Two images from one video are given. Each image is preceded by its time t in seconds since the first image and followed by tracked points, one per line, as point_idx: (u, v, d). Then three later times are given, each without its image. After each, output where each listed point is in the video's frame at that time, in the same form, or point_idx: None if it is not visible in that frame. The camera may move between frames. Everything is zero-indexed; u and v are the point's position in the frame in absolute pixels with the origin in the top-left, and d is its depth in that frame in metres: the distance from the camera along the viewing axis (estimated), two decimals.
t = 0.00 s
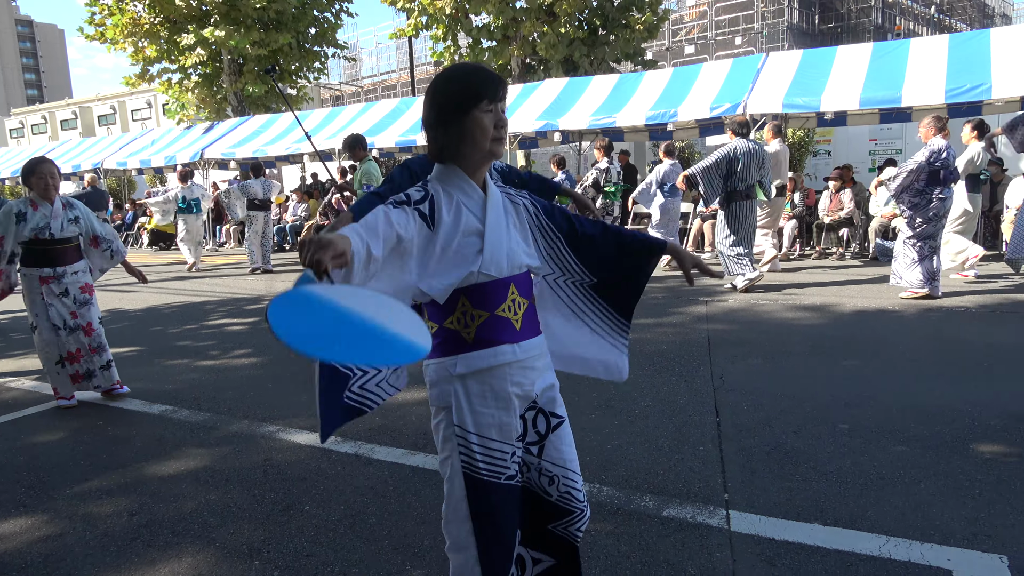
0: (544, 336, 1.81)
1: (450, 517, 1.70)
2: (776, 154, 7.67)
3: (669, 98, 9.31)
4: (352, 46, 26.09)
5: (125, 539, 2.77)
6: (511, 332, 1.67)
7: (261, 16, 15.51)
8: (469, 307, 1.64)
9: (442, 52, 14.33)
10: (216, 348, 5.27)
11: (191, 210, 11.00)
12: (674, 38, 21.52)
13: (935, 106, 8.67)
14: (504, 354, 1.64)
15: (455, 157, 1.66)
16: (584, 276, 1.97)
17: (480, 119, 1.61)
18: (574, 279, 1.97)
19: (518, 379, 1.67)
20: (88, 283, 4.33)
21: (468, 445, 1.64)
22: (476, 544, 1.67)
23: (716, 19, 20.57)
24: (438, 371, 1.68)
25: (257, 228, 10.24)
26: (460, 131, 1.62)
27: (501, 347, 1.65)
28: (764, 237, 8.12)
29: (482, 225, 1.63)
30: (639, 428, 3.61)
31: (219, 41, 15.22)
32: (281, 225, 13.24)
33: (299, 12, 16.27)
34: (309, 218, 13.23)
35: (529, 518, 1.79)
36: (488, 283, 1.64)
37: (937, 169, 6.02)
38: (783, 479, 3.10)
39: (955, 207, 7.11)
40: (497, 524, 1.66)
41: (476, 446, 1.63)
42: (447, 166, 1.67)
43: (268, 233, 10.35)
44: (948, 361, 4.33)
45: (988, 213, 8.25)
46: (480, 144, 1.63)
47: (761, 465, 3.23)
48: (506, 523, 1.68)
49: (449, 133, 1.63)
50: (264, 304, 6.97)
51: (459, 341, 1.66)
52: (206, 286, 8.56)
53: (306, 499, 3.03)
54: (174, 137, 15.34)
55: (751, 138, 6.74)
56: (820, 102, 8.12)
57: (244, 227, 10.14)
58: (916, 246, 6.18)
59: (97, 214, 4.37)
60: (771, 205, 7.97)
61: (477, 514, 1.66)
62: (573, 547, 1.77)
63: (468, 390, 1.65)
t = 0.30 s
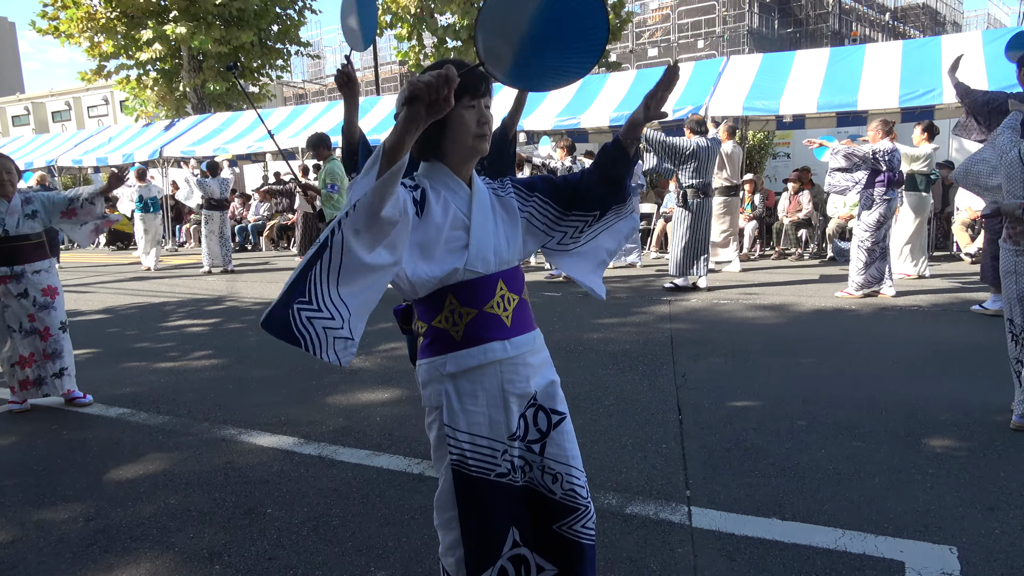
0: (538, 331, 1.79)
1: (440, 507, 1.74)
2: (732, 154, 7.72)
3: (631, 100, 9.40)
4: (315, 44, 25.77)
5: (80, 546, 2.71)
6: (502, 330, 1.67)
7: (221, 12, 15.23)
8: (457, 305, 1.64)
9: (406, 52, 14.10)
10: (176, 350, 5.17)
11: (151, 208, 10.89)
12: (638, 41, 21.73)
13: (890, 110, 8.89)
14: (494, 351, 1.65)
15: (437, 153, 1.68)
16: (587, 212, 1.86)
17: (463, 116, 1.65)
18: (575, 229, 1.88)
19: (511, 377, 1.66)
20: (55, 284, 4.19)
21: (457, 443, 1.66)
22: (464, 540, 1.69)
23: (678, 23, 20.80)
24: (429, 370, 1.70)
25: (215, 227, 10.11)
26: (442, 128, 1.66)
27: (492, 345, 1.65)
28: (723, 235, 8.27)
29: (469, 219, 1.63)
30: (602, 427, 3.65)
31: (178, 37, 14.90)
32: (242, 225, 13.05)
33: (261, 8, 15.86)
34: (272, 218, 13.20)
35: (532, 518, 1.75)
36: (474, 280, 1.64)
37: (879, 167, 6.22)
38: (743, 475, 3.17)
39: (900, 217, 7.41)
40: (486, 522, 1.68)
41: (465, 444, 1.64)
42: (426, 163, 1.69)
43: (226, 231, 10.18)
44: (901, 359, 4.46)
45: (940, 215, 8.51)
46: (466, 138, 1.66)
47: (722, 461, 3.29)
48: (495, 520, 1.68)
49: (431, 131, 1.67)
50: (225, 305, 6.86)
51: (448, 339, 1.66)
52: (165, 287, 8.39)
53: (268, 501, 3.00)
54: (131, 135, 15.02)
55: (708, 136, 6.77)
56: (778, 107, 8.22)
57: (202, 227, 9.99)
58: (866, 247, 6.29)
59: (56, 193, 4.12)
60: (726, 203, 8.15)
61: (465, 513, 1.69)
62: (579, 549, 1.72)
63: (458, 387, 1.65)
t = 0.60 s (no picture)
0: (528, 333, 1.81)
1: (420, 506, 1.74)
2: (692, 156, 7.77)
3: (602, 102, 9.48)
4: (284, 43, 25.46)
5: (40, 553, 2.66)
6: (497, 334, 1.67)
7: (188, 9, 14.96)
8: (454, 308, 1.63)
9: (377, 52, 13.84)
10: (141, 352, 5.09)
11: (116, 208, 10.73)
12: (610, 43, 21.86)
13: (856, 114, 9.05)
14: (490, 355, 1.65)
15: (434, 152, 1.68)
16: (574, 220, 1.89)
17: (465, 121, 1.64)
18: (563, 236, 1.89)
19: (503, 381, 1.67)
20: (30, 285, 3.99)
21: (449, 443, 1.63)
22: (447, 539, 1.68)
23: (649, 25, 20.98)
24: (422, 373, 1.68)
25: (178, 228, 9.96)
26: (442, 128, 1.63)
27: (488, 348, 1.65)
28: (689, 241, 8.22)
29: (465, 218, 1.62)
30: (572, 428, 3.67)
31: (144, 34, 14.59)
32: (211, 224, 12.88)
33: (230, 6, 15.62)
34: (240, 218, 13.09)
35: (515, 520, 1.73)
36: (471, 283, 1.64)
37: (829, 170, 6.42)
38: (711, 474, 3.21)
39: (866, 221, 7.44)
40: (469, 521, 1.67)
41: (457, 447, 1.62)
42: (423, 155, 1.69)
43: (189, 231, 10.06)
44: (865, 359, 4.55)
45: (903, 217, 8.66)
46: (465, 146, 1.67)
47: (690, 461, 3.33)
48: (479, 522, 1.67)
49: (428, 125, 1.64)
50: (192, 306, 6.77)
51: (444, 343, 1.65)
52: (130, 288, 8.24)
53: (235, 505, 2.97)
54: (96, 133, 14.74)
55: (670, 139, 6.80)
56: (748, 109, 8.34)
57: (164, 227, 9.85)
58: (827, 251, 6.44)
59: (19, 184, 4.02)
60: (688, 205, 8.15)
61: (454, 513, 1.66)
62: (565, 547, 1.71)
63: (453, 392, 1.64)
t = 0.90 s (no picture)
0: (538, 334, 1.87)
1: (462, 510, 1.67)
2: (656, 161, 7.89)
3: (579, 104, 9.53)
4: (260, 43, 25.29)
5: (9, 559, 2.61)
6: (537, 333, 1.74)
7: (162, 7, 14.77)
8: (505, 310, 1.64)
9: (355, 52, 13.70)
10: (114, 354, 5.02)
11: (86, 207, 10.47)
12: (588, 46, 22.06)
13: (829, 117, 9.18)
14: (535, 354, 1.69)
15: (476, 157, 1.66)
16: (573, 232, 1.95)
17: (502, 123, 1.63)
18: (555, 248, 1.93)
19: (541, 378, 1.72)
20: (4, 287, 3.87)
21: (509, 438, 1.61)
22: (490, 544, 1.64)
23: (627, 29, 21.26)
24: (472, 375, 1.64)
25: (145, 229, 9.84)
26: (479, 133, 1.62)
27: (533, 347, 1.70)
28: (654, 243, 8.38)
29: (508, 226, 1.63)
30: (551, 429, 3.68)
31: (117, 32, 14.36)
32: (184, 225, 12.73)
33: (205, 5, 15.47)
34: (215, 219, 12.96)
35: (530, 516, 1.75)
36: (516, 284, 1.66)
37: (791, 175, 6.62)
38: (687, 473, 3.24)
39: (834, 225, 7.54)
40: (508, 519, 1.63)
41: (515, 444, 1.62)
42: (465, 163, 1.65)
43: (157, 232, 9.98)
44: (838, 358, 4.62)
45: (876, 219, 8.87)
46: (503, 144, 1.66)
47: (667, 460, 3.36)
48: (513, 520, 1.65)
49: (467, 133, 1.62)
50: (167, 308, 6.69)
51: (497, 344, 1.64)
52: (103, 290, 8.13)
53: (210, 509, 2.94)
54: (67, 132, 14.51)
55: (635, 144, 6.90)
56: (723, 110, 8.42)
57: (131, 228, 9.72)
58: (792, 254, 6.55)
59: (17, 203, 4.12)
60: (657, 209, 8.30)
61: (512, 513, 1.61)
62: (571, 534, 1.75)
63: (511, 392, 1.63)
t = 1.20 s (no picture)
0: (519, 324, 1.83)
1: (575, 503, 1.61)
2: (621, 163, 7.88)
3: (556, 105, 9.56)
4: (233, 41, 25.00)
5: None
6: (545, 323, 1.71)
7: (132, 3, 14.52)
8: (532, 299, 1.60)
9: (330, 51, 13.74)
10: (81, 357, 4.94)
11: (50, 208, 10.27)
12: (564, 48, 22.16)
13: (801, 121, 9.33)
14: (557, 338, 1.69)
15: (518, 159, 1.62)
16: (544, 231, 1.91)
17: (544, 124, 1.61)
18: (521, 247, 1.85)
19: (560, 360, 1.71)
20: None
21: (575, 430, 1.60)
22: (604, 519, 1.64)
23: (603, 31, 21.37)
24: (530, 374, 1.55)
25: (111, 230, 9.71)
26: (525, 132, 1.59)
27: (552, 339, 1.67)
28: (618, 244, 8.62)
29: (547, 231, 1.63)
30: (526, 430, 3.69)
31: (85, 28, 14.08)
32: (154, 225, 12.56)
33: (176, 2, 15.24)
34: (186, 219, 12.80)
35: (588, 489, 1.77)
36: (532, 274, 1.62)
37: (751, 179, 6.73)
38: (661, 472, 3.27)
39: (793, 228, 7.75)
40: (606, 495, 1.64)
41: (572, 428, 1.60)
42: (508, 163, 1.60)
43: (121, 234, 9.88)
44: (809, 358, 4.69)
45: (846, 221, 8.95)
46: (541, 146, 1.65)
47: (641, 459, 3.39)
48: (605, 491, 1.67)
49: (513, 133, 1.58)
50: (136, 309, 6.59)
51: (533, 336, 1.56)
52: (71, 290, 7.98)
53: (179, 513, 2.91)
54: (34, 130, 14.23)
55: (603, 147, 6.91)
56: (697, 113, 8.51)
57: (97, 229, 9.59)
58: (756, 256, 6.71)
59: None
60: (624, 211, 8.47)
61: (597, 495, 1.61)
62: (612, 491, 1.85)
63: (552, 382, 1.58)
